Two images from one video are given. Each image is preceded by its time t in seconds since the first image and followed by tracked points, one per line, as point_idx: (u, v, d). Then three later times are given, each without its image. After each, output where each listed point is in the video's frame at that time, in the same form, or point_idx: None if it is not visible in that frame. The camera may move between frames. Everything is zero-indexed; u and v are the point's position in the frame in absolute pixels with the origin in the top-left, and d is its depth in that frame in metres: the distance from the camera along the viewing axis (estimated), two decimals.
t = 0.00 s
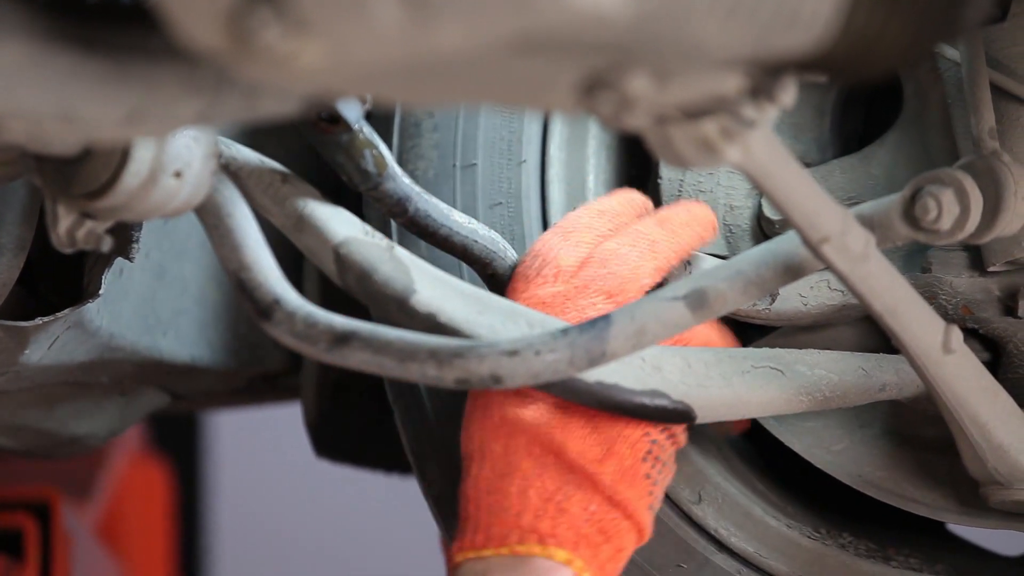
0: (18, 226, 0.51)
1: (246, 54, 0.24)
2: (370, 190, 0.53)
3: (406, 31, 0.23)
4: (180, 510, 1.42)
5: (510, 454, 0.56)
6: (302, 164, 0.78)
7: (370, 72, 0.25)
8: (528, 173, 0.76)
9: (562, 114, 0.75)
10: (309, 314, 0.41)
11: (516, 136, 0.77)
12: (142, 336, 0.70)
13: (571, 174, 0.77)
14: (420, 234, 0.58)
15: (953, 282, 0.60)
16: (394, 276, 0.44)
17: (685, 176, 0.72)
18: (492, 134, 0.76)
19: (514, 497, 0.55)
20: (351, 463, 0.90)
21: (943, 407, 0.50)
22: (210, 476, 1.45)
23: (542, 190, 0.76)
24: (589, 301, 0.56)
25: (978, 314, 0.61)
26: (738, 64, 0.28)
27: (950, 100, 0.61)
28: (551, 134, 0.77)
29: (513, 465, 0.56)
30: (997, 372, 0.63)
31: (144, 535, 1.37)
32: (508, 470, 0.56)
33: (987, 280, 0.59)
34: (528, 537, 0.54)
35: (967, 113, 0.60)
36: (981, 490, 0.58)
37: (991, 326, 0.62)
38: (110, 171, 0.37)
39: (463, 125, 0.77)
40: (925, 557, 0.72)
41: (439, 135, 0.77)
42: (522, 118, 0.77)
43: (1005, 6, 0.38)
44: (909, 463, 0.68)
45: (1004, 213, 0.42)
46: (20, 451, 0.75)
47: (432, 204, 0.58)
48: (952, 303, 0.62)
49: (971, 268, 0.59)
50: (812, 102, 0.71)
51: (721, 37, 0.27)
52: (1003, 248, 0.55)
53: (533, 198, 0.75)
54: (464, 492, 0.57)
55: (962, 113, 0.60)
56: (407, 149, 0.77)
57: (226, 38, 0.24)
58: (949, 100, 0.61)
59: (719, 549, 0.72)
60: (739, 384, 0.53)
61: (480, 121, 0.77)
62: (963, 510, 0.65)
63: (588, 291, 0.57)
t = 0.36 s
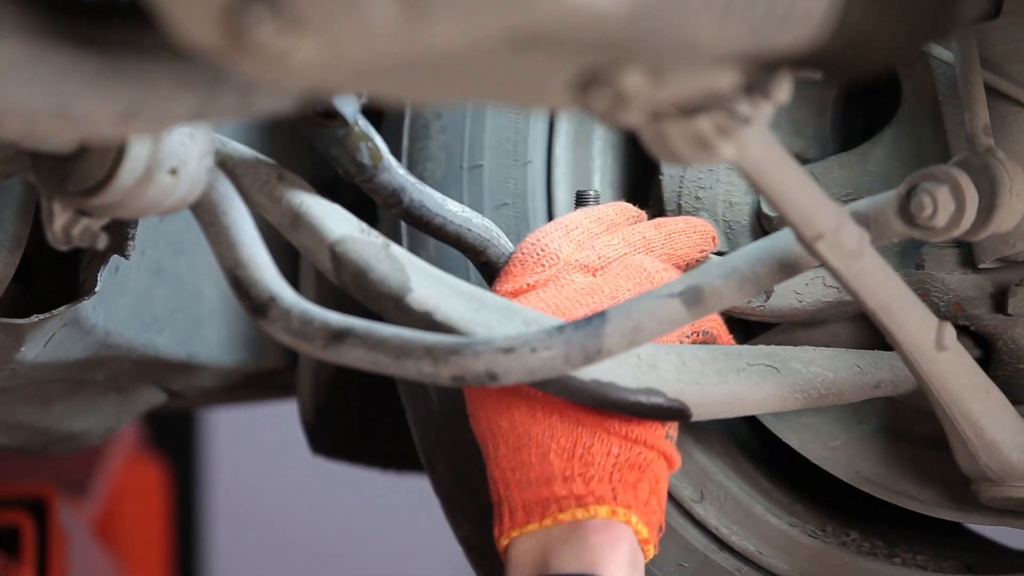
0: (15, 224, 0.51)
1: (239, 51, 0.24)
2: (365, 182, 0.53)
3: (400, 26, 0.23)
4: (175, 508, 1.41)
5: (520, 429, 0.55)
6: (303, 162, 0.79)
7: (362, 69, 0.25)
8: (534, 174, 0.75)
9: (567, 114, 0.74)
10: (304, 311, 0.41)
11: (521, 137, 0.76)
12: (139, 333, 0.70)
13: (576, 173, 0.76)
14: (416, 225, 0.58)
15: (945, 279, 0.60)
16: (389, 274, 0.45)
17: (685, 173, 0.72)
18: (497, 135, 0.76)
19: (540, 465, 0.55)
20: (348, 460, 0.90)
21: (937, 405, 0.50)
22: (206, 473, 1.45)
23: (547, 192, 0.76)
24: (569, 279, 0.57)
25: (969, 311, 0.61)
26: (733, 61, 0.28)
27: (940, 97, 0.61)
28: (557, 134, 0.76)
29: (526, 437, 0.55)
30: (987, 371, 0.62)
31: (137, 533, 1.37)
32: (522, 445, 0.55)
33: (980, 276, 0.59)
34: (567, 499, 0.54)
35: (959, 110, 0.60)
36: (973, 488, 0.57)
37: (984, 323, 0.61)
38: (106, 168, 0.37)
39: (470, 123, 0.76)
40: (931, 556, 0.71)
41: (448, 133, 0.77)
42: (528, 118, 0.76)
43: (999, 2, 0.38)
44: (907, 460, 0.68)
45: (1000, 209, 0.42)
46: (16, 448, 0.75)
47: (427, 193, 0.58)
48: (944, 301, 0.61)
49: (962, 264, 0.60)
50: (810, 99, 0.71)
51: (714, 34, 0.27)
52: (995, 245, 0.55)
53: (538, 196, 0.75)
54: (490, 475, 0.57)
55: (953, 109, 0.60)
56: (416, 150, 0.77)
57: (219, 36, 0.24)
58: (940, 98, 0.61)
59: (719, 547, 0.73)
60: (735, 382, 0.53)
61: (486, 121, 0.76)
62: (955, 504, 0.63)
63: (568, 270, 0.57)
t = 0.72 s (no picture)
0: (13, 227, 0.51)
1: (238, 53, 0.23)
2: (365, 183, 0.53)
3: (398, 29, 0.23)
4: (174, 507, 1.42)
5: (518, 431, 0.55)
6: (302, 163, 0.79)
7: (361, 71, 0.25)
8: (532, 183, 0.75)
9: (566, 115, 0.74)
10: (304, 313, 0.41)
11: (519, 144, 0.76)
12: (137, 336, 0.70)
13: (574, 175, 0.76)
14: (416, 225, 0.58)
15: (943, 283, 0.60)
16: (389, 277, 0.45)
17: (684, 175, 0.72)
18: (496, 137, 0.76)
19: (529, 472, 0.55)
20: (347, 463, 0.89)
21: (936, 408, 0.50)
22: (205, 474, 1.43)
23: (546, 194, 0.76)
24: (581, 279, 0.56)
25: (967, 314, 0.61)
26: (732, 63, 0.28)
27: (939, 100, 0.61)
28: (555, 141, 0.76)
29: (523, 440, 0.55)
30: (985, 373, 0.62)
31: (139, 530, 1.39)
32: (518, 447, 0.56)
33: (978, 279, 0.59)
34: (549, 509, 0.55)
35: (957, 114, 0.60)
36: (972, 491, 0.57)
37: (981, 326, 0.61)
38: (105, 170, 0.37)
39: (468, 124, 0.76)
40: (939, 562, 0.71)
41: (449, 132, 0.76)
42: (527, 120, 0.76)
43: (997, 3, 0.38)
44: (906, 463, 0.67)
45: (999, 212, 0.42)
46: (14, 450, 0.75)
47: (427, 194, 0.58)
48: (942, 304, 0.62)
49: (960, 268, 0.59)
50: (811, 101, 0.71)
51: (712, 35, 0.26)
52: (994, 249, 0.55)
53: (539, 208, 0.75)
54: (476, 468, 0.58)
55: (953, 115, 0.60)
56: (415, 151, 0.78)
57: (220, 38, 0.24)
58: (939, 102, 0.61)
59: (726, 555, 0.72)
60: (733, 385, 0.53)
61: (485, 123, 0.76)
62: (955, 510, 0.63)
63: (583, 271, 0.57)
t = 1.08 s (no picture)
0: (10, 232, 0.51)
1: (233, 59, 0.23)
2: (360, 190, 0.54)
3: (394, 36, 0.23)
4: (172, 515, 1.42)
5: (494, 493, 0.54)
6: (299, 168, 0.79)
7: (356, 78, 0.25)
8: (528, 190, 0.75)
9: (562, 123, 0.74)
10: (300, 320, 0.41)
11: (516, 138, 0.75)
12: (133, 342, 0.71)
13: (570, 181, 0.77)
14: (412, 232, 0.58)
15: (938, 288, 0.60)
16: (385, 283, 0.45)
17: (680, 181, 0.72)
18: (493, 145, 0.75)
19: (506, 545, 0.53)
20: (343, 469, 0.89)
21: (931, 413, 0.50)
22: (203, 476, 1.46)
23: (542, 200, 0.76)
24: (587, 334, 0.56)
25: (963, 319, 0.60)
26: (727, 69, 0.28)
27: (934, 106, 0.61)
28: (552, 144, 0.76)
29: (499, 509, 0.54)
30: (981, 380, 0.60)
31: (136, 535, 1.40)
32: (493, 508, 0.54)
33: (974, 284, 0.60)
34: None
35: (953, 120, 0.60)
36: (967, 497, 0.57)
37: (977, 333, 0.60)
38: (102, 176, 0.37)
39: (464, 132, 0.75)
40: None
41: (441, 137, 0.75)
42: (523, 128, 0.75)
43: (990, 11, 0.38)
44: (901, 468, 0.66)
45: (994, 218, 0.42)
46: (10, 456, 0.75)
47: (423, 201, 0.58)
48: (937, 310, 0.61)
49: (955, 274, 0.60)
50: (805, 107, 0.71)
51: (707, 42, 0.26)
52: (988, 254, 0.55)
53: (534, 213, 0.75)
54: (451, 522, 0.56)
55: (949, 122, 0.60)
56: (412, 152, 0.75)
57: (216, 46, 0.23)
58: (935, 108, 0.62)
59: None
60: (729, 391, 0.53)
61: (481, 130, 0.75)
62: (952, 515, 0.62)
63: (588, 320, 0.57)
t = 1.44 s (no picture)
0: (6, 240, 0.52)
1: (230, 67, 0.23)
2: (358, 199, 0.55)
3: (391, 44, 0.23)
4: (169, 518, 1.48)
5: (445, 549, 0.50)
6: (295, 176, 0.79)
7: (349, 87, 0.25)
8: (524, 197, 0.75)
9: (558, 130, 0.74)
10: (296, 327, 0.41)
11: (511, 155, 0.76)
12: (130, 349, 0.71)
13: (567, 188, 0.76)
14: (408, 240, 0.58)
15: (935, 296, 0.60)
16: (381, 291, 0.45)
17: (676, 189, 0.72)
18: (488, 150, 0.76)
19: None
20: (339, 476, 0.89)
21: (927, 420, 0.50)
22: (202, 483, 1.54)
23: (538, 208, 0.76)
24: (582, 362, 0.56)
25: (960, 327, 0.60)
26: (723, 78, 0.28)
27: (930, 113, 0.62)
28: (548, 152, 0.76)
29: None
30: (977, 387, 0.60)
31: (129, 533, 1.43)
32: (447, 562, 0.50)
33: (969, 292, 0.60)
34: None
35: (949, 127, 0.60)
36: (965, 504, 0.56)
37: (973, 340, 0.60)
38: (98, 185, 0.37)
39: (460, 137, 0.76)
40: None
41: (436, 152, 0.76)
42: (519, 135, 0.76)
43: (985, 18, 0.38)
44: (897, 476, 0.66)
45: (990, 225, 0.42)
46: (7, 463, 0.75)
47: (420, 208, 0.58)
48: (933, 317, 0.61)
49: (952, 280, 0.60)
50: (801, 114, 0.71)
51: (704, 50, 0.26)
52: (984, 261, 0.55)
53: (531, 221, 0.75)
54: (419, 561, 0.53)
55: (944, 130, 0.60)
56: (407, 160, 0.77)
57: (211, 54, 0.23)
58: (930, 115, 0.62)
59: None
60: (725, 398, 0.53)
61: (476, 136, 0.76)
62: (949, 523, 0.62)
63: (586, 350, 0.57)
